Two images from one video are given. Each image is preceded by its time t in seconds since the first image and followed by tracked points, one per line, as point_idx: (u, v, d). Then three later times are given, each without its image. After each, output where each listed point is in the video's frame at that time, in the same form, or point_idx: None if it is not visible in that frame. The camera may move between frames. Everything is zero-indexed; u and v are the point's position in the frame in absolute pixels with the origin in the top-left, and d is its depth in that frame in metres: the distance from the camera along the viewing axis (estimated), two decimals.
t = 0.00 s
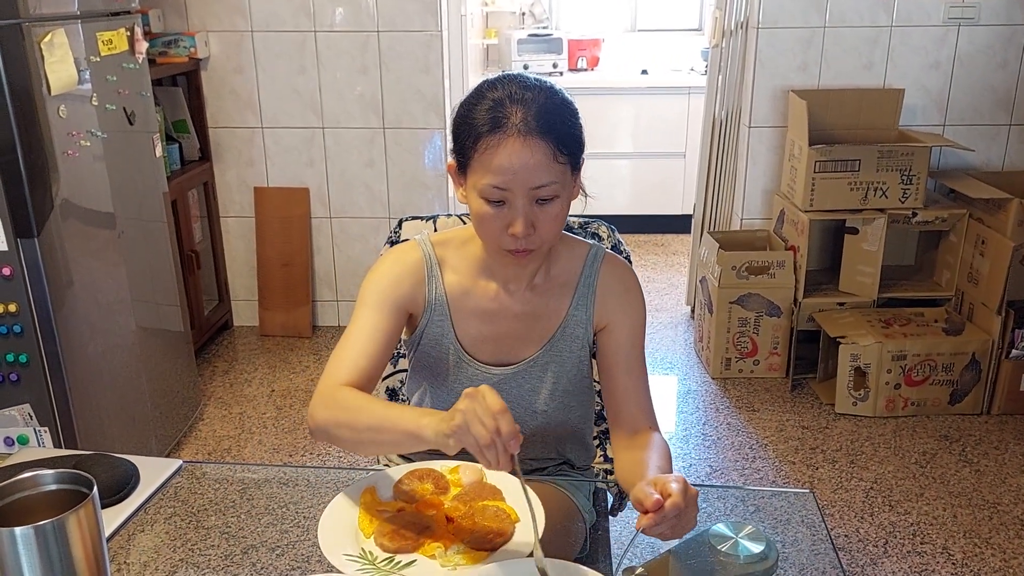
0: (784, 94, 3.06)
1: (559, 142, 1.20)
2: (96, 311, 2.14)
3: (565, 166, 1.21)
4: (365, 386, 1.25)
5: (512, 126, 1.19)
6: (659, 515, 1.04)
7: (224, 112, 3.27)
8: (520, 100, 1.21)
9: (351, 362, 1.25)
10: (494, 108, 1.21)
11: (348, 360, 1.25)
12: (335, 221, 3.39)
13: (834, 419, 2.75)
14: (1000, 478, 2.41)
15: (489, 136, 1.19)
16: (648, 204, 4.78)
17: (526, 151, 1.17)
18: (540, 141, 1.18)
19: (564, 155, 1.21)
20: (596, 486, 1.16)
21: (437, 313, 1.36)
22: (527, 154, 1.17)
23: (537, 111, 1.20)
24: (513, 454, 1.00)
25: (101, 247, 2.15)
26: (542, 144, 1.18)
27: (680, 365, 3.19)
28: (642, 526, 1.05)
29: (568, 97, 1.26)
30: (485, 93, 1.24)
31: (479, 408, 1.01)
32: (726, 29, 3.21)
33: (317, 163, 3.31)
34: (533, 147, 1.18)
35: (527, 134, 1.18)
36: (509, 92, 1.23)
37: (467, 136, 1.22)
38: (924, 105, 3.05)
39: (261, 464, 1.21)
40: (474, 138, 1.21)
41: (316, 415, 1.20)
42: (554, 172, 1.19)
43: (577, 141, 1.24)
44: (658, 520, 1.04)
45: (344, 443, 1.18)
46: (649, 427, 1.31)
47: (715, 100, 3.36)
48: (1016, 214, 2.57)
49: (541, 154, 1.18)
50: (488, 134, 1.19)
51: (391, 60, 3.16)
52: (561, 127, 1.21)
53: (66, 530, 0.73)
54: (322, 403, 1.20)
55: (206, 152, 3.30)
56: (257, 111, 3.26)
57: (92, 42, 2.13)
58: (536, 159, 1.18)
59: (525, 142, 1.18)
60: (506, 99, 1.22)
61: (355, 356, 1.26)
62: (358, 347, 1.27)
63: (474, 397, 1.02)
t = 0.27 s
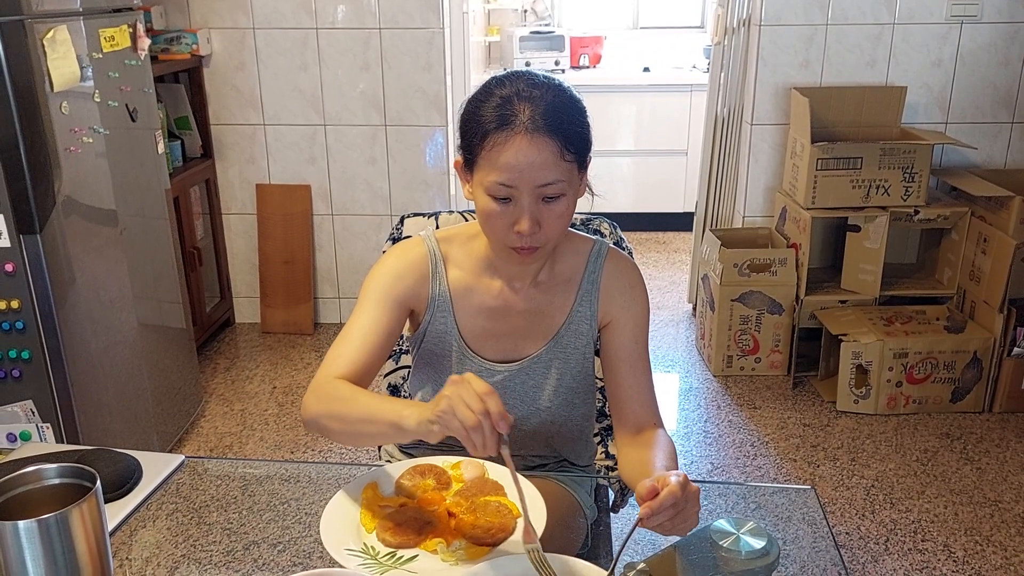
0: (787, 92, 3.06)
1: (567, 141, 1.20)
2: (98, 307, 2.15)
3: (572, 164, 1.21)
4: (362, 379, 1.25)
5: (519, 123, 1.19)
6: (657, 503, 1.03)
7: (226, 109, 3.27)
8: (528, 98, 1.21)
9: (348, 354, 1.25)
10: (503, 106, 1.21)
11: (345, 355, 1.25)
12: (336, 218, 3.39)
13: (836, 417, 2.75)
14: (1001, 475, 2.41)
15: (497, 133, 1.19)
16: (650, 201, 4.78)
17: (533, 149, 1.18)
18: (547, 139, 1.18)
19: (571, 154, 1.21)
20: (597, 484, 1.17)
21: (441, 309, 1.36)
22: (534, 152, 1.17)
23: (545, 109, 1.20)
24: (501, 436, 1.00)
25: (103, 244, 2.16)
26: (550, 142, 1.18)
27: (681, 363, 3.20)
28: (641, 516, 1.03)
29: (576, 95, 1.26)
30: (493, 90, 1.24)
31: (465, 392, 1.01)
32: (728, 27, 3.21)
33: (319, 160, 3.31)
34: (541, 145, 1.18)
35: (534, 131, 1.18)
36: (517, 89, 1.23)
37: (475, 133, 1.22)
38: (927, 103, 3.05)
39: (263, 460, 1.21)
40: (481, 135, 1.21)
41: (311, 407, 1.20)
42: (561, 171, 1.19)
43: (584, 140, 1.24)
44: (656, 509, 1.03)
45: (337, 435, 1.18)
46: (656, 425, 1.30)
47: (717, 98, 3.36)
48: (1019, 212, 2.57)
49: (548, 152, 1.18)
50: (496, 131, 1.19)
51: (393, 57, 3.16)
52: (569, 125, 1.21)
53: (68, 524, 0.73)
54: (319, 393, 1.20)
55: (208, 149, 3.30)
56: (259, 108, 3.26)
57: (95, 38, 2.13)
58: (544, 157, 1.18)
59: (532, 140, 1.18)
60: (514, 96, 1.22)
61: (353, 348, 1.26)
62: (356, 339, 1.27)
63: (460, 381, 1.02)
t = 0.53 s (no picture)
0: (788, 92, 3.06)
1: (569, 140, 1.20)
2: (99, 306, 2.15)
3: (575, 164, 1.21)
4: (364, 384, 1.26)
5: (522, 123, 1.19)
6: (646, 495, 1.04)
7: (227, 108, 3.27)
8: (532, 97, 1.21)
9: (351, 359, 1.25)
10: (506, 105, 1.21)
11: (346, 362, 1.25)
12: (337, 218, 3.39)
13: (836, 417, 2.76)
14: (1002, 475, 2.41)
15: (499, 132, 1.19)
16: (651, 201, 4.77)
17: (536, 148, 1.18)
18: (550, 138, 1.18)
19: (574, 153, 1.21)
20: (597, 483, 1.17)
21: (442, 309, 1.36)
22: (537, 151, 1.17)
23: (548, 108, 1.20)
24: (472, 466, 0.99)
25: (104, 242, 2.16)
26: (553, 142, 1.18)
27: (682, 362, 3.19)
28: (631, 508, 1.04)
29: (579, 94, 1.26)
30: (496, 89, 1.24)
31: (439, 421, 1.00)
32: (730, 27, 3.21)
33: (320, 159, 3.31)
34: (544, 144, 1.18)
35: (537, 131, 1.18)
36: (520, 89, 1.23)
37: (477, 132, 1.22)
38: (928, 102, 3.05)
39: (263, 459, 1.22)
40: (484, 134, 1.21)
41: (314, 412, 1.21)
42: (564, 170, 1.19)
43: (587, 139, 1.24)
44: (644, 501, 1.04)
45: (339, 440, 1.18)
46: (655, 425, 1.31)
47: (718, 97, 3.36)
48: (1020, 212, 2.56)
49: (551, 151, 1.18)
50: (498, 130, 1.19)
51: (394, 56, 3.16)
52: (572, 125, 1.21)
53: (68, 522, 0.73)
54: (321, 399, 1.20)
55: (209, 148, 3.30)
56: (260, 107, 3.26)
57: (96, 37, 2.13)
58: (547, 157, 1.18)
59: (535, 140, 1.18)
60: (517, 95, 1.22)
61: (355, 353, 1.26)
62: (358, 344, 1.27)
63: (435, 409, 1.00)
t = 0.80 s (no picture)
0: (791, 91, 3.05)
1: (572, 138, 1.20)
2: (101, 303, 2.15)
3: (577, 162, 1.21)
4: (373, 385, 1.26)
5: (525, 122, 1.19)
6: (668, 503, 1.04)
7: (229, 105, 3.27)
8: (533, 96, 1.21)
9: (360, 361, 1.25)
10: (507, 104, 1.21)
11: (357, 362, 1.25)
12: (340, 215, 3.39)
13: (838, 416, 2.75)
14: (1004, 475, 2.41)
15: (502, 131, 1.19)
16: (653, 199, 4.77)
17: (538, 147, 1.17)
18: (552, 137, 1.18)
19: (577, 151, 1.21)
20: (599, 480, 1.18)
21: (446, 309, 1.37)
22: (539, 150, 1.17)
23: (550, 107, 1.20)
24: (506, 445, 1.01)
25: (107, 239, 2.16)
26: (555, 141, 1.18)
27: (684, 361, 3.19)
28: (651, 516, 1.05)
29: (581, 92, 1.26)
30: (498, 88, 1.24)
31: (472, 403, 1.01)
32: (732, 25, 3.20)
33: (322, 156, 3.31)
34: (546, 143, 1.18)
35: (540, 129, 1.18)
36: (522, 87, 1.23)
37: (480, 132, 1.22)
38: (931, 101, 3.04)
39: (265, 456, 1.22)
40: (486, 133, 1.21)
41: (325, 413, 1.21)
42: (567, 168, 1.19)
43: (589, 137, 1.24)
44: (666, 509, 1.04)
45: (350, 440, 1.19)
46: (656, 423, 1.31)
47: (721, 96, 3.36)
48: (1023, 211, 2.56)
49: (553, 150, 1.18)
50: (501, 129, 1.19)
51: (397, 54, 3.16)
52: (574, 123, 1.21)
53: (70, 519, 0.73)
54: (331, 402, 1.20)
55: (211, 145, 3.30)
56: (263, 104, 3.26)
57: (99, 34, 2.13)
58: (549, 155, 1.17)
59: (537, 138, 1.18)
60: (519, 94, 1.22)
61: (364, 355, 1.26)
62: (366, 346, 1.27)
63: (467, 393, 1.02)
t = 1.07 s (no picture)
0: (792, 90, 3.05)
1: (573, 139, 1.20)
2: (102, 302, 2.15)
3: (579, 164, 1.21)
4: (372, 383, 1.26)
5: (526, 123, 1.19)
6: (679, 510, 1.05)
7: (231, 104, 3.27)
8: (535, 97, 1.21)
9: (360, 359, 1.25)
10: (509, 105, 1.21)
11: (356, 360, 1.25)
12: (341, 215, 3.39)
13: (839, 416, 2.75)
14: (1004, 476, 2.41)
15: (503, 133, 1.19)
16: (654, 199, 4.77)
17: (540, 149, 1.17)
18: (554, 139, 1.18)
19: (578, 153, 1.21)
20: (599, 481, 1.18)
21: (448, 309, 1.37)
22: (541, 152, 1.17)
23: (551, 109, 1.20)
24: (501, 428, 1.00)
25: (108, 238, 2.16)
26: (556, 142, 1.18)
27: (684, 361, 3.19)
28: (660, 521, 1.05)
29: (582, 94, 1.26)
30: (500, 89, 1.24)
31: (465, 386, 1.01)
32: (733, 25, 3.20)
33: (323, 156, 3.32)
34: (548, 145, 1.18)
35: (541, 131, 1.18)
36: (523, 89, 1.23)
37: (481, 133, 1.22)
38: (933, 101, 3.04)
39: (265, 455, 1.22)
40: (488, 135, 1.21)
41: (323, 411, 1.21)
42: (568, 170, 1.19)
43: (591, 139, 1.24)
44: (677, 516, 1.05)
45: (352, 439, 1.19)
46: (657, 424, 1.32)
47: (722, 95, 3.36)
48: None
49: (555, 151, 1.18)
50: (502, 131, 1.19)
51: (398, 54, 3.16)
52: (575, 125, 1.21)
53: (70, 519, 0.73)
54: (328, 400, 1.21)
55: (212, 144, 3.30)
56: (264, 103, 3.26)
57: (100, 34, 2.13)
58: (551, 157, 1.17)
59: (539, 140, 1.18)
60: (520, 95, 1.22)
61: (362, 353, 1.26)
62: (366, 344, 1.27)
63: (460, 376, 1.02)
